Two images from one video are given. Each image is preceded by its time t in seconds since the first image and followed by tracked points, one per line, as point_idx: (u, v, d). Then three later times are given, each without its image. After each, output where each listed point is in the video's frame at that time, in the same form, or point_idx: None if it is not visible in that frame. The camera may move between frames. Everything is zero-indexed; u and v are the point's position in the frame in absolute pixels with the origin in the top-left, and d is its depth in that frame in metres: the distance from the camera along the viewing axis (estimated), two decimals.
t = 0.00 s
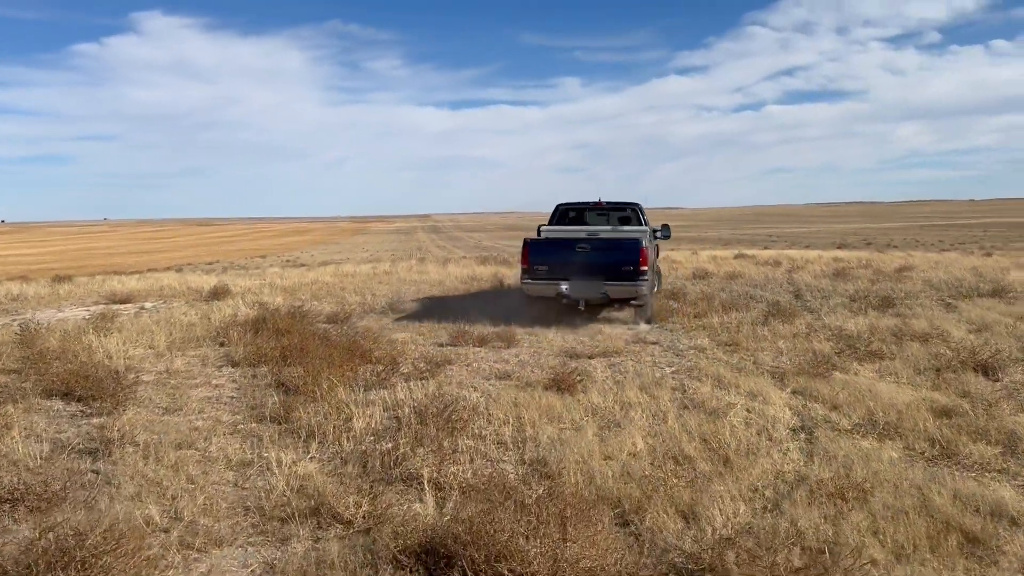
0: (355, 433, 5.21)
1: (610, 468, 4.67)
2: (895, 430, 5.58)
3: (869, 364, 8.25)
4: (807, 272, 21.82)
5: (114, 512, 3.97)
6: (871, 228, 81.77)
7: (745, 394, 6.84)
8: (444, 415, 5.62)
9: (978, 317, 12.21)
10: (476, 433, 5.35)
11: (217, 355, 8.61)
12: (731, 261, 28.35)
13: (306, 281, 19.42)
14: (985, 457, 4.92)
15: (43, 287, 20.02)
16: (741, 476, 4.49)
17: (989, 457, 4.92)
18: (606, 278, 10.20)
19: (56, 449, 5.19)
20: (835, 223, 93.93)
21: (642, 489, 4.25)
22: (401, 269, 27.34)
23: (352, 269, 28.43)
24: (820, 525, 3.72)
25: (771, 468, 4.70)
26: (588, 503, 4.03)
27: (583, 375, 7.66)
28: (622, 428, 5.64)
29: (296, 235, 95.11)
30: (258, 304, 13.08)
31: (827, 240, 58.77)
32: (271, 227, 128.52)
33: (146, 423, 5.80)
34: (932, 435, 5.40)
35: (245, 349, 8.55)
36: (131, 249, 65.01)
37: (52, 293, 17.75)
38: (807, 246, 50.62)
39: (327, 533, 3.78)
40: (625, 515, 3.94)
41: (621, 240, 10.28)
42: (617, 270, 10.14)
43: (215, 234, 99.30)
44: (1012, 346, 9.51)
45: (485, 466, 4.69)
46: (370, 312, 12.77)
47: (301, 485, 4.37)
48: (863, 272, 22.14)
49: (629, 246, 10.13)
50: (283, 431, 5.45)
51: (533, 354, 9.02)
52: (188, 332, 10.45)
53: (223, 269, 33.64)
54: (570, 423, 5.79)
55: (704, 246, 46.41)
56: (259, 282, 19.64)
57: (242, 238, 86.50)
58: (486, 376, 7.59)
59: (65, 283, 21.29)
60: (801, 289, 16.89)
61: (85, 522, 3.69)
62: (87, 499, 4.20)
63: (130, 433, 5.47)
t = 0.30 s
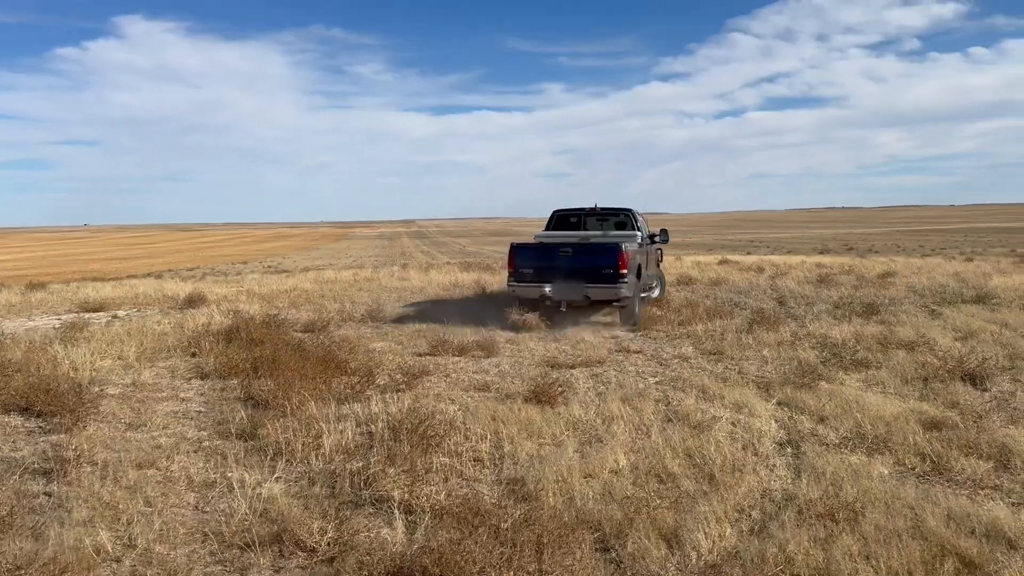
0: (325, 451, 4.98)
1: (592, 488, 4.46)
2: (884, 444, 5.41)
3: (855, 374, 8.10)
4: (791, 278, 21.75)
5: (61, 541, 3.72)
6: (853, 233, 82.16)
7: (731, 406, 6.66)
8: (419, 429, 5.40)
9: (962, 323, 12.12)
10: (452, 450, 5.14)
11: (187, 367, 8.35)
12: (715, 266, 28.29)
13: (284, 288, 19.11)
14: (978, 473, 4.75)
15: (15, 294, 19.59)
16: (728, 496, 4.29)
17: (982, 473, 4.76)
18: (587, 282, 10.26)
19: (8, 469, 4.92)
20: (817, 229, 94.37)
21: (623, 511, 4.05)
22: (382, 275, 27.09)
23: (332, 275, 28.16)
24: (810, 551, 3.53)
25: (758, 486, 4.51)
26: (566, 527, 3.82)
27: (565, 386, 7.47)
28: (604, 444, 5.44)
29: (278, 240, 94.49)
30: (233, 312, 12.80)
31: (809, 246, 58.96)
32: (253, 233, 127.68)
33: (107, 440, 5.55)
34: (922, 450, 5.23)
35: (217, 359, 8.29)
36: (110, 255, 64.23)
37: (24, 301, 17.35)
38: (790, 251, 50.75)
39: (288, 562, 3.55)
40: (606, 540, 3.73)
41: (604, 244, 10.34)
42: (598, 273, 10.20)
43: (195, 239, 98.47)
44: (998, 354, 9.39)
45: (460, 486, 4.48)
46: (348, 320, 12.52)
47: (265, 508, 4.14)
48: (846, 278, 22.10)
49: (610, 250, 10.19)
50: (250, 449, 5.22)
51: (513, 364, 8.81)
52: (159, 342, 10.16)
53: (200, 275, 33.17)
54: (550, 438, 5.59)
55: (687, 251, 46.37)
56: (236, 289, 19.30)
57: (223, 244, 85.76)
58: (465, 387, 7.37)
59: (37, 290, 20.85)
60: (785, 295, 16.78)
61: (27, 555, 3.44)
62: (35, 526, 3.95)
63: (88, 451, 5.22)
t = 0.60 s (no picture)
0: (278, 461, 4.81)
1: (552, 498, 4.32)
2: (854, 451, 5.32)
3: (827, 378, 8.03)
4: (769, 281, 21.73)
5: None
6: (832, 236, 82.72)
7: (700, 412, 6.55)
8: (378, 435, 5.24)
9: (937, 327, 12.09)
10: (412, 457, 4.98)
11: (149, 372, 8.14)
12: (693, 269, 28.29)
13: (258, 291, 18.84)
14: (947, 481, 4.65)
15: None
16: (691, 506, 4.17)
17: (951, 481, 4.66)
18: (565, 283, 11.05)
19: None
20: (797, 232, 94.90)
21: (582, 522, 3.91)
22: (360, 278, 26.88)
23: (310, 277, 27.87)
24: (773, 565, 3.41)
25: (723, 496, 4.40)
26: (523, 543, 3.68)
27: (534, 391, 7.34)
28: (568, 451, 5.31)
29: (258, 242, 93.79)
30: (202, 315, 12.57)
31: (790, 249, 59.20)
32: (232, 235, 126.76)
33: (54, 448, 5.35)
34: (892, 457, 5.13)
35: (179, 364, 8.09)
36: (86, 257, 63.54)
37: None
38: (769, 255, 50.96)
39: None
40: (563, 554, 3.60)
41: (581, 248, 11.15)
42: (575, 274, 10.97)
43: (174, 241, 97.64)
44: (970, 357, 9.36)
45: (415, 497, 4.32)
46: (319, 323, 12.33)
47: (211, 522, 3.96)
48: (823, 281, 22.14)
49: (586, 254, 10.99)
50: (202, 458, 5.04)
51: (483, 367, 8.67)
52: (122, 346, 9.93)
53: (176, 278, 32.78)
54: (514, 445, 5.46)
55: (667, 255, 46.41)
56: (210, 291, 19.02)
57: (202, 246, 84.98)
58: (432, 391, 7.22)
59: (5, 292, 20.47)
60: (761, 298, 16.73)
61: None
62: None
63: (32, 460, 5.01)
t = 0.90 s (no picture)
0: (224, 468, 4.72)
1: (501, 503, 4.27)
2: (809, 454, 5.31)
3: (789, 380, 8.05)
4: (740, 283, 21.84)
5: None
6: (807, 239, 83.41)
7: (660, 414, 6.53)
8: (330, 439, 5.15)
9: (903, 329, 12.17)
10: (363, 462, 4.90)
11: (104, 375, 8.00)
12: (668, 271, 28.36)
13: (227, 293, 18.67)
14: (899, 484, 4.64)
15: None
16: (642, 511, 4.12)
17: (903, 485, 4.65)
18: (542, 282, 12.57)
19: None
20: (773, 234, 95.61)
21: (528, 527, 3.85)
22: (334, 279, 26.70)
23: (282, 279, 27.62)
24: (718, 571, 3.37)
25: (674, 500, 4.37)
26: (465, 551, 3.61)
27: (495, 393, 7.28)
28: (522, 456, 5.25)
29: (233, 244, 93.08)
30: (166, 317, 12.40)
31: (764, 251, 59.61)
32: (208, 236, 125.75)
33: None
34: (846, 459, 5.13)
35: (136, 367, 7.95)
36: (57, 258, 62.74)
37: None
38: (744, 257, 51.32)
39: None
40: (507, 561, 3.53)
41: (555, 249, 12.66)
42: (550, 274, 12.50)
43: (148, 242, 96.66)
44: (933, 359, 9.42)
45: (362, 503, 4.24)
46: (286, 325, 12.20)
47: (148, 531, 3.86)
48: (794, 283, 22.28)
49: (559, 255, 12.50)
50: (148, 465, 4.94)
51: (447, 369, 8.61)
52: (80, 349, 9.76)
53: (146, 280, 32.37)
54: (469, 450, 5.39)
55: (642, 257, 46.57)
56: (177, 293, 18.81)
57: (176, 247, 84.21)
58: (393, 394, 7.15)
59: None
60: (732, 300, 16.79)
61: None
62: None
63: None
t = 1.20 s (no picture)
0: (171, 467, 4.70)
1: (448, 498, 4.28)
2: (756, 449, 5.38)
3: (746, 377, 8.14)
4: (709, 282, 21.99)
5: None
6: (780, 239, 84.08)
7: (616, 411, 6.58)
8: (280, 437, 5.14)
9: (864, 327, 12.33)
10: (313, 459, 4.90)
11: (60, 373, 7.91)
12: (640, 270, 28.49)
13: (193, 291, 18.48)
14: (842, 479, 4.71)
15: None
16: (587, 506, 4.15)
17: (846, 479, 4.72)
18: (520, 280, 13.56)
19: None
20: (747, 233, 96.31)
21: (470, 523, 3.86)
22: (304, 277, 26.51)
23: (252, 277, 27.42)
24: (654, 563, 3.41)
25: (619, 495, 4.42)
26: (405, 546, 3.63)
27: (453, 390, 7.30)
28: (474, 452, 5.27)
29: (206, 241, 92.23)
30: (129, 315, 12.28)
31: (737, 251, 60.01)
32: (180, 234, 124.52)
33: None
34: (792, 455, 5.20)
35: (92, 365, 7.87)
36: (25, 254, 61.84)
37: None
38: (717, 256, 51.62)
39: None
40: (447, 556, 3.54)
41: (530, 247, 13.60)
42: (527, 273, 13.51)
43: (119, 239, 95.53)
44: (889, 356, 9.56)
45: (308, 500, 4.24)
46: (250, 323, 12.14)
47: (88, 528, 3.82)
48: (763, 282, 22.48)
49: (533, 254, 13.45)
50: (95, 463, 4.89)
51: (408, 366, 8.60)
52: (38, 347, 9.64)
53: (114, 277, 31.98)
54: (422, 447, 5.40)
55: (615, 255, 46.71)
56: (142, 291, 18.61)
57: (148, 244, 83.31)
58: (350, 391, 7.14)
59: None
60: (699, 299, 16.91)
61: None
62: None
63: None
